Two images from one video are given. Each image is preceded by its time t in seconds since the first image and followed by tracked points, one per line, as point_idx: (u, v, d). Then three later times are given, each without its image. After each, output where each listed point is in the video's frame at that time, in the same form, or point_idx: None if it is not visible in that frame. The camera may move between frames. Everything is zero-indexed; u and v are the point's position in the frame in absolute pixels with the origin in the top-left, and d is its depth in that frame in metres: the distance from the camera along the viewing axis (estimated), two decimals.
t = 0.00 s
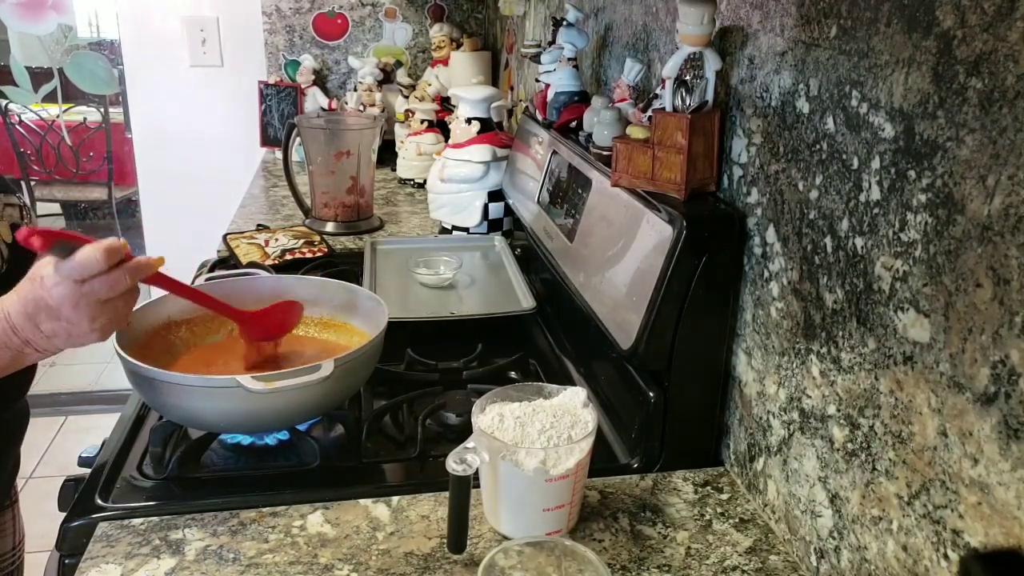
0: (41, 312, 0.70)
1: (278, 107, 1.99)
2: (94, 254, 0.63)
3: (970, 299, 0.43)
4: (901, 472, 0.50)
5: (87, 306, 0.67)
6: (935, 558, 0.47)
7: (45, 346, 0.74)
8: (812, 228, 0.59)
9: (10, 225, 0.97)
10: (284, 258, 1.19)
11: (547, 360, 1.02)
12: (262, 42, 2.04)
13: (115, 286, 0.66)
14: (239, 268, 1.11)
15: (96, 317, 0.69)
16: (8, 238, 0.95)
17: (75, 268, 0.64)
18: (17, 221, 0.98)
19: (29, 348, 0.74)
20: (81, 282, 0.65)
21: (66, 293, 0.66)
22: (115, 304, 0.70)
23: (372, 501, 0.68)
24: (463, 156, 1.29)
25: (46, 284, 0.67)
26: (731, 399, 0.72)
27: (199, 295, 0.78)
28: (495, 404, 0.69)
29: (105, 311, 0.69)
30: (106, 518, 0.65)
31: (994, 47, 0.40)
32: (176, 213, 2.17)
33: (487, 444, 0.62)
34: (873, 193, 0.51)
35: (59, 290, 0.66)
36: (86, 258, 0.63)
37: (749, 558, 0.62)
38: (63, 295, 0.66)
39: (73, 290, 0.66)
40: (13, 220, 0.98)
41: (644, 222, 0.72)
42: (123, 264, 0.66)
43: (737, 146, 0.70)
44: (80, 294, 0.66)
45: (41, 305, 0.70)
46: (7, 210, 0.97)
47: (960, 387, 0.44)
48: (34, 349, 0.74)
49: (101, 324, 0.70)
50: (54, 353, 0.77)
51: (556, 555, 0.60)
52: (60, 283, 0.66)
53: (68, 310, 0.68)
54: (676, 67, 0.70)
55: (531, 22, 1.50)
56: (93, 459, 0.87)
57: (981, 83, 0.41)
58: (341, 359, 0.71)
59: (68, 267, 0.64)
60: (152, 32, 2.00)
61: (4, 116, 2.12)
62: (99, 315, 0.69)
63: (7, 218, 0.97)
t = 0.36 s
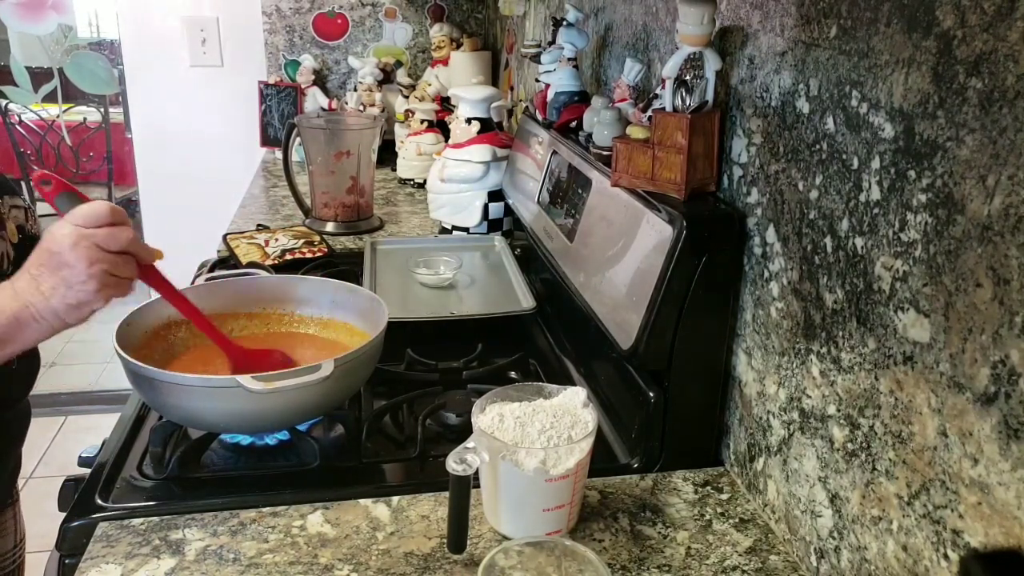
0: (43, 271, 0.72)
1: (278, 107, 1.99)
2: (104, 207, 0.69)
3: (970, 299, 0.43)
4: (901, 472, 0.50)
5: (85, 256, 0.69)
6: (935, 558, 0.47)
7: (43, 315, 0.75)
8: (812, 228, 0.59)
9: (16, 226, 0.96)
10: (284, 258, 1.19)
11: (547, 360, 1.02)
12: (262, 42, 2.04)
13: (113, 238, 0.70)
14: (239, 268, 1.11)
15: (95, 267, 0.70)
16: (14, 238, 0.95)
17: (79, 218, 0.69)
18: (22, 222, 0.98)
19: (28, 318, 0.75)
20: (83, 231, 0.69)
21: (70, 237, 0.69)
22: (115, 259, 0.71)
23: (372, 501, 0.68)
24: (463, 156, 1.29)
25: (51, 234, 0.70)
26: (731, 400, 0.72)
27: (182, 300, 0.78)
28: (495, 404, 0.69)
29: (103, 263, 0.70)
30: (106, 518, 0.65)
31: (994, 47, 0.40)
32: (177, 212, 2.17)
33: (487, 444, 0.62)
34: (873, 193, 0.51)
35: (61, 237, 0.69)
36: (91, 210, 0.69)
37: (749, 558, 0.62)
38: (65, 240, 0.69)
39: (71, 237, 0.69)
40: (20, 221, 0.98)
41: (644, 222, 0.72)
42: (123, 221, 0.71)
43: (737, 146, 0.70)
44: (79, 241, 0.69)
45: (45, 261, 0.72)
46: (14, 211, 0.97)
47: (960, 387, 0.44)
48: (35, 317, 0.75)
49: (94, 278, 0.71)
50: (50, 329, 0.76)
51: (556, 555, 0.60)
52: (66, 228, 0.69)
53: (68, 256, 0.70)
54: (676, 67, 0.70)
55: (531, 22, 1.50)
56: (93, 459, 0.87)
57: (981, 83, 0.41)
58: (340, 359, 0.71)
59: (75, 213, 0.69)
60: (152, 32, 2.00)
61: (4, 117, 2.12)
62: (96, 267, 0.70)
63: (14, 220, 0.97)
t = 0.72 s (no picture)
0: (54, 284, 0.72)
1: (278, 107, 1.99)
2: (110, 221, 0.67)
3: (970, 299, 0.43)
4: (901, 472, 0.50)
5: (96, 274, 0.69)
6: (935, 558, 0.47)
7: (56, 326, 0.75)
8: (812, 228, 0.59)
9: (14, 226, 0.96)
10: (284, 258, 1.19)
11: (547, 360, 1.02)
12: (262, 42, 2.04)
13: (122, 257, 0.68)
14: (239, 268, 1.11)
15: (103, 284, 0.70)
16: (13, 237, 0.95)
17: (89, 235, 0.67)
18: (22, 221, 0.98)
19: (40, 329, 0.75)
20: (92, 249, 0.68)
21: (77, 254, 0.68)
22: (125, 276, 0.71)
23: (372, 501, 0.68)
24: (463, 156, 1.29)
25: (59, 250, 0.70)
26: (731, 400, 0.72)
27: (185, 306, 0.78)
28: (495, 404, 0.69)
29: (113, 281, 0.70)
30: (106, 518, 0.65)
31: (994, 47, 0.40)
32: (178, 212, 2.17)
33: (487, 444, 0.62)
34: (873, 193, 0.51)
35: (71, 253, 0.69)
36: (100, 227, 0.67)
37: (749, 558, 0.62)
38: (74, 258, 0.69)
39: (79, 255, 0.68)
40: (18, 220, 0.97)
41: (644, 222, 0.72)
42: (133, 237, 0.69)
43: (737, 146, 0.70)
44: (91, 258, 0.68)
45: (55, 275, 0.71)
46: (12, 210, 0.97)
47: (960, 387, 0.44)
48: (45, 328, 0.75)
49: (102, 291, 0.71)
50: (63, 337, 0.77)
51: (556, 555, 0.60)
52: (73, 244, 0.69)
53: (78, 272, 0.70)
54: (676, 67, 0.70)
55: (531, 22, 1.50)
56: (93, 459, 0.87)
57: (981, 83, 0.41)
58: (340, 359, 0.71)
59: (82, 230, 0.67)
60: (152, 32, 2.00)
61: (4, 116, 2.13)
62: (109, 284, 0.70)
63: (12, 218, 0.96)
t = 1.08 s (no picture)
0: (64, 277, 0.73)
1: (278, 107, 2.00)
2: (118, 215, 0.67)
3: (970, 299, 0.43)
4: (901, 472, 0.50)
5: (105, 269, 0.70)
6: (935, 558, 0.47)
7: (66, 318, 0.76)
8: (812, 228, 0.59)
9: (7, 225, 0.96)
10: (284, 258, 1.19)
11: (547, 360, 1.02)
12: (262, 42, 2.04)
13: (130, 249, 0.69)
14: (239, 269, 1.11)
15: (110, 277, 0.70)
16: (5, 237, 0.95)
17: (97, 229, 0.68)
18: (13, 221, 0.98)
19: (50, 322, 0.76)
20: (100, 242, 0.68)
21: (85, 246, 0.69)
22: (132, 269, 0.71)
23: (372, 501, 0.68)
24: (463, 156, 1.29)
25: (70, 245, 0.70)
26: (731, 399, 0.72)
27: (189, 293, 0.78)
28: (495, 404, 0.69)
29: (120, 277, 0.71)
30: (106, 518, 0.65)
31: (994, 47, 0.40)
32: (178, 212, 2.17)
33: (487, 444, 0.62)
34: (873, 193, 0.51)
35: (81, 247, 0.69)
36: (108, 220, 0.67)
37: (749, 558, 0.62)
38: (81, 251, 0.69)
39: (87, 248, 0.69)
40: (11, 220, 0.97)
41: (644, 222, 0.72)
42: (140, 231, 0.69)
43: (737, 146, 0.70)
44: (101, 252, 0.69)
45: (64, 268, 0.72)
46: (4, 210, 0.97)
47: (960, 387, 0.44)
48: (54, 321, 0.76)
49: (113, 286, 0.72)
50: (72, 329, 0.78)
51: (556, 555, 0.60)
52: (81, 237, 0.69)
53: (85, 265, 0.70)
54: (676, 67, 0.70)
55: (531, 22, 1.50)
56: (93, 459, 0.87)
57: (981, 83, 0.41)
58: (340, 359, 0.71)
59: (91, 223, 0.68)
60: (152, 32, 2.00)
61: (4, 117, 2.13)
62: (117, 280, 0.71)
63: (4, 217, 0.96)
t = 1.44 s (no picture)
0: (34, 295, 0.74)
1: (278, 108, 2.00)
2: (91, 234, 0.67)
3: (970, 299, 0.43)
4: (901, 472, 0.50)
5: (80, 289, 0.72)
6: (935, 558, 0.47)
7: (37, 334, 0.78)
8: (812, 228, 0.59)
9: None
10: (284, 258, 1.19)
11: (547, 360, 1.02)
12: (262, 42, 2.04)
13: (105, 269, 0.69)
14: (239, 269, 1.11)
15: (83, 297, 0.73)
16: None
17: (68, 249, 0.68)
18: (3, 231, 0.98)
19: (18, 336, 0.78)
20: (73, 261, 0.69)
21: (58, 267, 0.70)
22: (105, 287, 0.73)
23: (372, 501, 0.68)
24: (464, 156, 1.29)
25: (43, 263, 0.71)
26: (731, 399, 0.72)
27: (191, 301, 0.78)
28: (495, 404, 0.69)
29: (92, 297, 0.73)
30: (106, 518, 0.64)
31: (994, 47, 0.40)
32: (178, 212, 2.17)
33: (487, 444, 0.62)
34: (873, 193, 0.51)
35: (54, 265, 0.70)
36: (79, 238, 0.67)
37: (749, 558, 0.62)
38: (53, 271, 0.71)
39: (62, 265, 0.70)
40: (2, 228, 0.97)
41: (644, 222, 0.72)
42: (116, 248, 0.69)
43: (737, 146, 0.70)
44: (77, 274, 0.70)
45: (35, 286, 0.74)
46: None
47: (960, 387, 0.44)
48: (26, 335, 0.78)
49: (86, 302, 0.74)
50: (41, 344, 0.80)
51: (556, 555, 0.60)
52: (54, 256, 0.70)
53: (58, 286, 0.72)
54: (676, 67, 0.70)
55: (531, 22, 1.50)
56: (94, 459, 0.87)
57: (981, 83, 0.41)
58: (340, 359, 0.71)
59: (62, 243, 0.68)
60: (152, 32, 2.00)
61: (4, 117, 2.13)
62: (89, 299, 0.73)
63: None
